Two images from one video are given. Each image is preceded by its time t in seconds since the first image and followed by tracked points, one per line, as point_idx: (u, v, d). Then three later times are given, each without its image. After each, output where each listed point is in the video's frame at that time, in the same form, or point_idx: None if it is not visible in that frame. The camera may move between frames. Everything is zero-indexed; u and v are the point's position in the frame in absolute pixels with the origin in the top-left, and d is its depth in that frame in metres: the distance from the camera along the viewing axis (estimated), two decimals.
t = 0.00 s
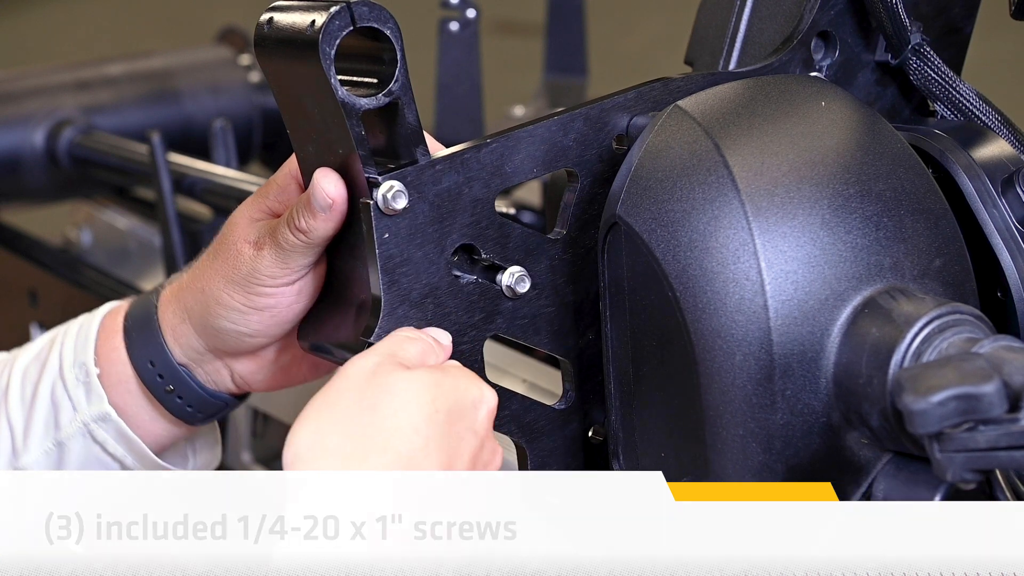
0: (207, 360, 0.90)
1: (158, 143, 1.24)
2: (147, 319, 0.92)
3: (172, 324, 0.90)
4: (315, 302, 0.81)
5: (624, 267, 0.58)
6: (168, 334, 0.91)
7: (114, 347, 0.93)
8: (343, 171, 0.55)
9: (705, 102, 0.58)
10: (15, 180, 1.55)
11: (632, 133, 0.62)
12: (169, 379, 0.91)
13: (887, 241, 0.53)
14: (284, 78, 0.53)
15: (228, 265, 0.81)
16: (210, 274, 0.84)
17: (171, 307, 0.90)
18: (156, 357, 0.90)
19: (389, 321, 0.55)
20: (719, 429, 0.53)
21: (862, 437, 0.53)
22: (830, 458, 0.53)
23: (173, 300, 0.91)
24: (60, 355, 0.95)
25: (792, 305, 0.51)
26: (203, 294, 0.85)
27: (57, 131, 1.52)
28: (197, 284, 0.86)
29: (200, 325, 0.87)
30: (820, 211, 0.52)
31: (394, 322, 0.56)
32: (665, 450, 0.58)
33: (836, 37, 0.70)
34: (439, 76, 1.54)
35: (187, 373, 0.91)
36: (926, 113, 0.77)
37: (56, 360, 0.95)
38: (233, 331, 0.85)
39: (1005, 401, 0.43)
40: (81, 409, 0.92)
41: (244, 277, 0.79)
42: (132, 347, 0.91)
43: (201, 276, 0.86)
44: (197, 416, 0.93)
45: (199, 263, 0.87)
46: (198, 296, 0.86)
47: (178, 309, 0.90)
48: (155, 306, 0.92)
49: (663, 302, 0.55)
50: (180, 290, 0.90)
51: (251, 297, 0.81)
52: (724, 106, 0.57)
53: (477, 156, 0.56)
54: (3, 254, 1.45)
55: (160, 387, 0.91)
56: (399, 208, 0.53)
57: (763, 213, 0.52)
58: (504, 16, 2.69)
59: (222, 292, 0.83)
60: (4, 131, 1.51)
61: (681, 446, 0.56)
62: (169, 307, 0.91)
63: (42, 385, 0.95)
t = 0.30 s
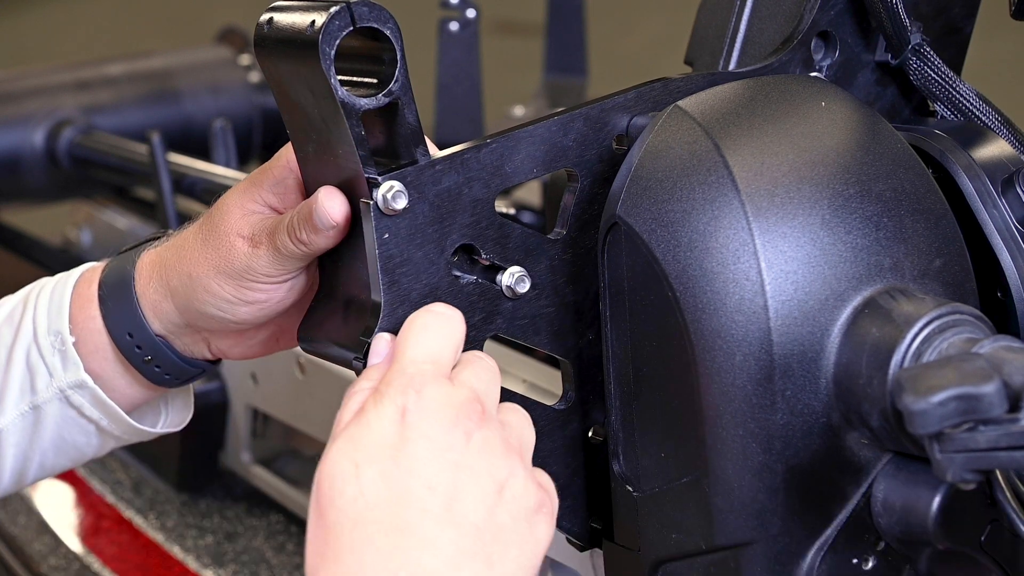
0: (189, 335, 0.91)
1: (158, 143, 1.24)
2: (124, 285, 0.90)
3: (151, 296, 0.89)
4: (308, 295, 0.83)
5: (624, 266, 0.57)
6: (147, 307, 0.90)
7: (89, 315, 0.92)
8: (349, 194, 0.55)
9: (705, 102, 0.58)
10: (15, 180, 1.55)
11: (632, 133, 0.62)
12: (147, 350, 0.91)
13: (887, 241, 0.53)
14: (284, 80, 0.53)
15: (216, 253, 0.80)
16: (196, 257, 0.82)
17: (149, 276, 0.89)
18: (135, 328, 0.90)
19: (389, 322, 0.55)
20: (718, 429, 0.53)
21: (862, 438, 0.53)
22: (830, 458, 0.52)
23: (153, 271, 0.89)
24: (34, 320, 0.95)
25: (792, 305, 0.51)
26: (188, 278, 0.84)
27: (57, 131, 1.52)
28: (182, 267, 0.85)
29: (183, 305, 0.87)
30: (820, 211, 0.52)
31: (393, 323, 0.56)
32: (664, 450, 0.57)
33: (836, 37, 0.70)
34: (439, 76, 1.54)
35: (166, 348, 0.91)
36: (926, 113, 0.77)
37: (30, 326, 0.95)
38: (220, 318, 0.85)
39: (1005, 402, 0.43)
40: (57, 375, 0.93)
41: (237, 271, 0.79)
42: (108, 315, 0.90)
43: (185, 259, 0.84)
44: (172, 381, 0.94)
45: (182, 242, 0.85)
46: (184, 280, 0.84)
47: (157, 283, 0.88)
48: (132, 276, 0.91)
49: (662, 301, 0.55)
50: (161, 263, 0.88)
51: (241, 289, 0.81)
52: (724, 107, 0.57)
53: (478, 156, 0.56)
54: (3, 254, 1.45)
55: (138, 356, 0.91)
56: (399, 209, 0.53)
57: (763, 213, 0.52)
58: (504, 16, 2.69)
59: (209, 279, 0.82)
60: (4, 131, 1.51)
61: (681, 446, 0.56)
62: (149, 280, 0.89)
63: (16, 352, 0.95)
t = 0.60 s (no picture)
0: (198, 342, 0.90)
1: (158, 143, 1.24)
2: (131, 293, 0.90)
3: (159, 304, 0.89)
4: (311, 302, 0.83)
5: (624, 266, 0.57)
6: (154, 315, 0.90)
7: (97, 323, 0.92)
8: (351, 195, 0.55)
9: (705, 102, 0.58)
10: (14, 180, 1.55)
11: (632, 133, 0.62)
12: (154, 358, 0.91)
13: (887, 241, 0.53)
14: (285, 80, 0.53)
15: (222, 259, 0.80)
16: (203, 264, 0.82)
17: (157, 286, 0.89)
18: (142, 337, 0.90)
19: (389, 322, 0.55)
20: (718, 429, 0.53)
21: (861, 438, 0.53)
22: (830, 458, 0.53)
23: (160, 280, 0.89)
24: (42, 326, 0.94)
25: (792, 305, 0.51)
26: (195, 285, 0.84)
27: (57, 131, 1.52)
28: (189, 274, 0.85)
29: (190, 312, 0.87)
30: (820, 211, 0.52)
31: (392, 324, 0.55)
32: (663, 450, 0.57)
33: (836, 37, 0.70)
34: (439, 76, 1.54)
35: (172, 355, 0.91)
36: (926, 114, 0.77)
37: (37, 332, 0.95)
38: (228, 324, 0.85)
39: (1005, 401, 0.43)
40: (64, 382, 0.93)
41: (243, 276, 0.79)
42: (116, 323, 0.91)
43: (191, 265, 0.84)
44: (179, 389, 0.94)
45: (188, 250, 0.86)
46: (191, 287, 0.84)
47: (165, 291, 0.88)
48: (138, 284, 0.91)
49: (662, 302, 0.55)
50: (168, 271, 0.88)
51: (248, 294, 0.81)
52: (723, 107, 0.57)
53: (477, 156, 0.56)
54: (3, 254, 1.45)
55: (146, 365, 0.91)
56: (399, 208, 0.53)
57: (763, 213, 0.52)
58: (504, 16, 2.69)
59: (216, 285, 0.82)
60: (4, 131, 1.51)
61: (681, 447, 0.56)
62: (157, 289, 0.90)
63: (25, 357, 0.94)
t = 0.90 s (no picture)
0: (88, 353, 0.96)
1: (158, 143, 1.24)
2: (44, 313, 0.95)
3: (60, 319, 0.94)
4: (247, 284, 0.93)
5: (624, 266, 0.57)
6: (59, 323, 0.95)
7: (52, 308, 0.95)
8: (348, 196, 0.55)
9: (705, 102, 0.58)
10: (14, 180, 1.55)
11: (632, 133, 0.62)
12: (72, 373, 0.96)
13: (887, 241, 0.53)
14: (284, 80, 0.53)
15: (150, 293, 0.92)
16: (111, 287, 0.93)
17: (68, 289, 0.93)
18: (50, 352, 0.94)
19: (389, 322, 0.55)
20: (718, 429, 0.53)
21: (862, 438, 0.53)
22: (830, 458, 0.52)
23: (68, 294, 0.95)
24: None
25: (792, 305, 0.51)
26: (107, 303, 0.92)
27: (57, 131, 1.52)
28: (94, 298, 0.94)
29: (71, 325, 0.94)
30: (820, 211, 0.52)
31: (393, 324, 0.55)
32: (663, 450, 0.57)
33: (836, 37, 0.70)
34: (439, 76, 1.54)
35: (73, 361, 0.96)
36: (926, 113, 0.77)
37: None
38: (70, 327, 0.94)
39: (1005, 401, 0.43)
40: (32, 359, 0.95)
41: (184, 305, 0.91)
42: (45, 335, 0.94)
43: (112, 298, 0.93)
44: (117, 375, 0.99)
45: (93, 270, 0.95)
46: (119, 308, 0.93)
47: (72, 303, 0.94)
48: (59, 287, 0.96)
49: (661, 302, 0.55)
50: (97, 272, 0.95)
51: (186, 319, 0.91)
52: (724, 107, 0.57)
53: (477, 156, 0.56)
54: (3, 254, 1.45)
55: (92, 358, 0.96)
56: (399, 208, 0.53)
57: (763, 213, 0.52)
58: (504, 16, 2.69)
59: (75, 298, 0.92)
60: (4, 131, 1.51)
61: (682, 447, 0.56)
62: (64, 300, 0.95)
63: None
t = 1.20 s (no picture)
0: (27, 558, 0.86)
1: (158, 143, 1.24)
2: None
3: None
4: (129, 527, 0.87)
5: (624, 266, 0.57)
6: None
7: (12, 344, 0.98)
8: (346, 195, 0.55)
9: (705, 102, 0.58)
10: (14, 181, 1.55)
11: (632, 133, 0.62)
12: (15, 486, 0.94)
13: (887, 241, 0.53)
14: (284, 80, 0.53)
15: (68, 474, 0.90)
16: None
17: None
18: None
19: (389, 321, 0.55)
20: (718, 429, 0.53)
21: (862, 438, 0.53)
22: (830, 459, 0.52)
23: None
24: None
25: (792, 305, 0.51)
26: None
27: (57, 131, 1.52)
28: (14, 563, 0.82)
29: None
30: (820, 211, 0.52)
31: (393, 324, 0.55)
32: (663, 450, 0.57)
33: (836, 37, 0.70)
34: (439, 76, 1.55)
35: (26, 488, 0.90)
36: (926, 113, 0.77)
37: None
38: None
39: (1005, 401, 0.43)
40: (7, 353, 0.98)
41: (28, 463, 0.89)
42: None
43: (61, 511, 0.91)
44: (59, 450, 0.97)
45: None
46: None
47: None
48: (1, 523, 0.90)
49: (661, 302, 0.55)
50: None
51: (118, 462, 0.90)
52: (724, 107, 0.57)
53: (477, 156, 0.57)
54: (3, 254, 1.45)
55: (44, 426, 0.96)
56: (399, 208, 0.54)
57: (763, 213, 0.52)
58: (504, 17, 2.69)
59: None
60: (4, 131, 1.51)
61: (681, 447, 0.56)
62: None
63: None
